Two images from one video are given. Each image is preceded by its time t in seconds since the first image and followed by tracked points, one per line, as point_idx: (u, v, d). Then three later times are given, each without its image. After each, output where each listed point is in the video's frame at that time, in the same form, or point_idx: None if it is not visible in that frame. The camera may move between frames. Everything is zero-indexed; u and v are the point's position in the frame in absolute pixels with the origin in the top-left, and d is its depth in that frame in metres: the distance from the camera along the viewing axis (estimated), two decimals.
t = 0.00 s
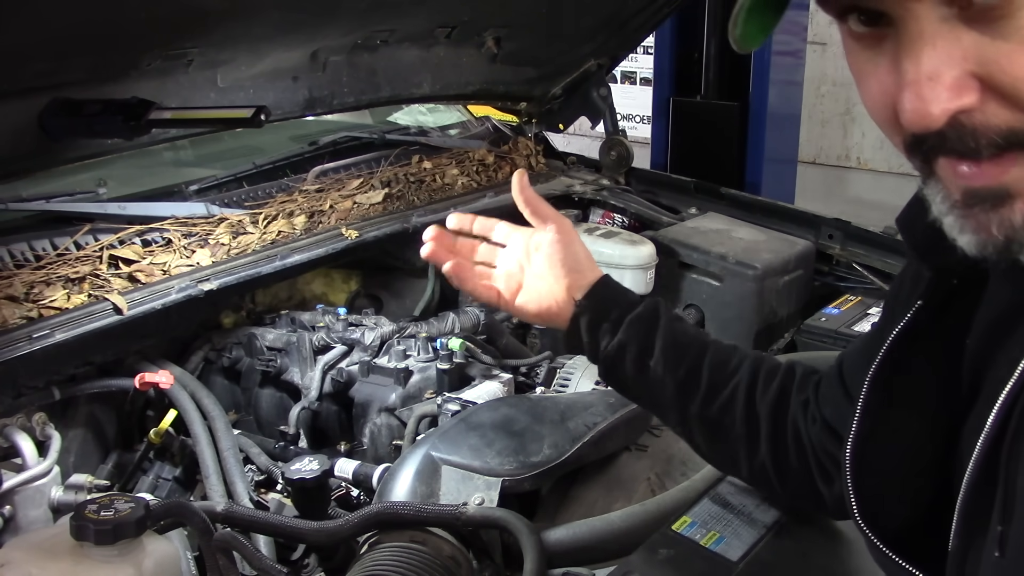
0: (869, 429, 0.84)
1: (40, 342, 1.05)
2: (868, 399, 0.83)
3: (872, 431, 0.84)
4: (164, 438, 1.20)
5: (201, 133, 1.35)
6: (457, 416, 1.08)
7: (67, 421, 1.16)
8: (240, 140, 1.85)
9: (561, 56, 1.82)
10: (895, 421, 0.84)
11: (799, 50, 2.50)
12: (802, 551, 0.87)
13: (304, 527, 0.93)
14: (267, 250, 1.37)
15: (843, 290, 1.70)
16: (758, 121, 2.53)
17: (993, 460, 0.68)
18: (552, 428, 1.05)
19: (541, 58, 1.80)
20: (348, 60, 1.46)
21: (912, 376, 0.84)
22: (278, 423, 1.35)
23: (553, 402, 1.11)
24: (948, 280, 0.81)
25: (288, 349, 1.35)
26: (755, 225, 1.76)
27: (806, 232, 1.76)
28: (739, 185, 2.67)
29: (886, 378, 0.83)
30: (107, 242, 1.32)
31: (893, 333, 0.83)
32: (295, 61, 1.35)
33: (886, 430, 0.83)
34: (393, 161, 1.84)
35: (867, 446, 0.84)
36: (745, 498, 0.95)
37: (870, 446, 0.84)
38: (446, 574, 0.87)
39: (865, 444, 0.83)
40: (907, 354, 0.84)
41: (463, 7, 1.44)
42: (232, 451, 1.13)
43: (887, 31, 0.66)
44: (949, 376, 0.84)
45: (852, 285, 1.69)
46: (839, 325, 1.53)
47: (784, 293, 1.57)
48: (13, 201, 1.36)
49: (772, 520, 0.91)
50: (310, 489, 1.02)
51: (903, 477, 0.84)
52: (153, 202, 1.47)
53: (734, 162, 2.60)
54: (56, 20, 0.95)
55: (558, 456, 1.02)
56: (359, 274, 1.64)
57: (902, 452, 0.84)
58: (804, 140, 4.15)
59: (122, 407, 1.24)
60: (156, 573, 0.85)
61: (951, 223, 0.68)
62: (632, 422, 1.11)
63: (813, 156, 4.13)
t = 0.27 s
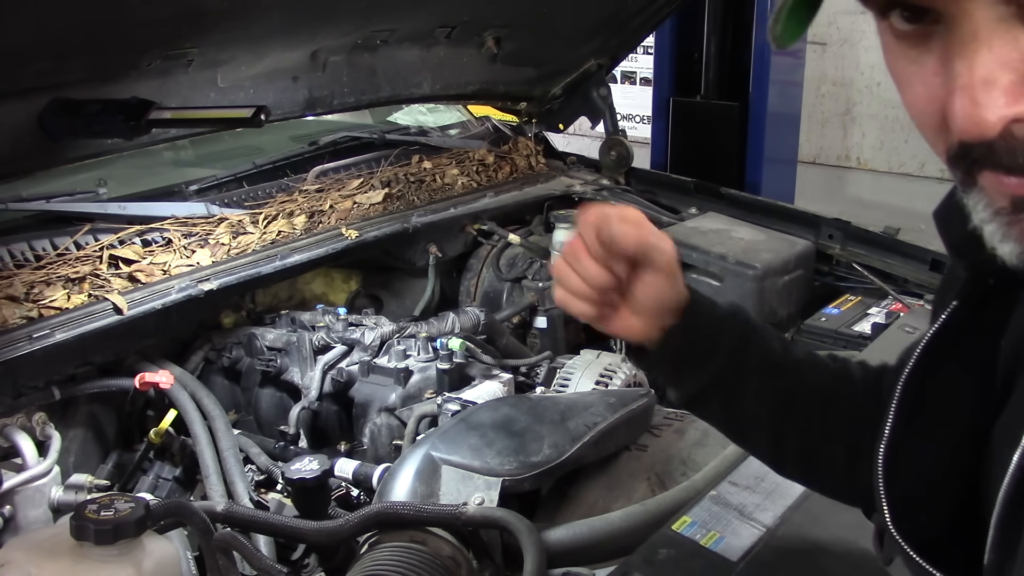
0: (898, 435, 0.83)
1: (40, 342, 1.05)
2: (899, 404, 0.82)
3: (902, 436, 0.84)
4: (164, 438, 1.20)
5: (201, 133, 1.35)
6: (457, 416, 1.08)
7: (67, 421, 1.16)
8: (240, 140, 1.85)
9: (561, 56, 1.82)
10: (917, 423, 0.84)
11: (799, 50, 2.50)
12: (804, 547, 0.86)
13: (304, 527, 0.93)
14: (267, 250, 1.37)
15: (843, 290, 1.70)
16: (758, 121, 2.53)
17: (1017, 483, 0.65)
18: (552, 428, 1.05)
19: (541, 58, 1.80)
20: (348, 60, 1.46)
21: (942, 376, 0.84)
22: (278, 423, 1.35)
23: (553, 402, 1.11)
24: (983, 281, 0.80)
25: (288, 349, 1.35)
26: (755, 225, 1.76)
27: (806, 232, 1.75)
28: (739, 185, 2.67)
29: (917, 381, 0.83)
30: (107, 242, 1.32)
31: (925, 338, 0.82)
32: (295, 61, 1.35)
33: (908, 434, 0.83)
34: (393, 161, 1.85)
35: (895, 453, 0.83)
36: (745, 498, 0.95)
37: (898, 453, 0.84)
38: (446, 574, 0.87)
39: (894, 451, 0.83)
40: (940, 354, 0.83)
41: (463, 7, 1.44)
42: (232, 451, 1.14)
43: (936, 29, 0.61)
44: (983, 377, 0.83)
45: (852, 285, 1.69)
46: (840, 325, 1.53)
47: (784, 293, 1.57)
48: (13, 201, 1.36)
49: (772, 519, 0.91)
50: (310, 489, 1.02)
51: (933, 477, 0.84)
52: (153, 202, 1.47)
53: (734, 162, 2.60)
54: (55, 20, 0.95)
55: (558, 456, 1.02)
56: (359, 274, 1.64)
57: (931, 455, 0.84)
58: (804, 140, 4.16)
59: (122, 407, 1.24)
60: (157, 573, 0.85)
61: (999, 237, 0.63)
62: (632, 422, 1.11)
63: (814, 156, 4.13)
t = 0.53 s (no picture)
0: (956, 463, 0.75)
1: (40, 342, 1.05)
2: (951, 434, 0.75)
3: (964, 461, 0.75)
4: (164, 438, 1.20)
5: (201, 133, 1.35)
6: (457, 416, 1.08)
7: (67, 421, 1.16)
8: (240, 140, 1.85)
9: (561, 56, 1.82)
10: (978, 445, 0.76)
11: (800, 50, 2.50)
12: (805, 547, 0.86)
13: (304, 527, 0.93)
14: (267, 250, 1.37)
15: (843, 290, 1.70)
16: (758, 122, 2.53)
17: None
18: (553, 428, 1.05)
19: (541, 58, 1.80)
20: (348, 60, 1.46)
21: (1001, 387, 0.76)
22: (278, 424, 1.35)
23: (553, 402, 1.11)
24: None
25: (288, 349, 1.34)
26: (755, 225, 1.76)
27: (806, 232, 1.76)
28: (739, 185, 2.67)
29: (971, 403, 0.75)
30: (107, 242, 1.32)
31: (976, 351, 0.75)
32: (295, 61, 1.35)
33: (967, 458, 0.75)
34: (393, 161, 1.85)
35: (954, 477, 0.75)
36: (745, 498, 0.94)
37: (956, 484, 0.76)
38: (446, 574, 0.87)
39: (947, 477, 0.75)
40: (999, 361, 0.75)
41: (463, 6, 1.44)
42: (232, 452, 1.13)
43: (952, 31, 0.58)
44: None
45: (852, 285, 1.69)
46: (840, 325, 1.53)
47: (784, 293, 1.57)
48: (13, 201, 1.36)
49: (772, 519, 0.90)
50: (310, 490, 1.02)
51: (988, 506, 0.76)
52: (153, 202, 1.47)
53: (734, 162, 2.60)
54: (56, 20, 0.95)
55: (558, 456, 1.01)
56: (359, 274, 1.64)
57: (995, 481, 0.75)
58: (804, 140, 4.16)
59: (122, 407, 1.24)
60: (157, 573, 0.85)
61: None
62: (632, 422, 1.11)
63: (813, 156, 4.13)
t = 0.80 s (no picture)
0: None
1: (40, 342, 1.05)
2: None
3: None
4: (164, 438, 1.20)
5: (201, 133, 1.35)
6: (457, 416, 1.08)
7: (67, 421, 1.16)
8: (240, 140, 1.85)
9: (561, 56, 1.82)
10: None
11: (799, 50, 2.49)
12: (805, 546, 0.85)
13: (304, 527, 0.93)
14: (268, 250, 1.37)
15: (843, 290, 1.70)
16: (758, 121, 2.52)
17: None
18: (552, 428, 1.05)
19: (541, 58, 1.80)
20: (348, 60, 1.46)
21: None
22: (278, 424, 1.35)
23: (553, 402, 1.11)
24: None
25: (288, 349, 1.34)
26: (755, 225, 1.76)
27: (806, 232, 1.76)
28: (739, 185, 2.67)
29: None
30: (107, 242, 1.32)
31: None
32: (295, 61, 1.35)
33: None
34: (393, 161, 1.85)
35: None
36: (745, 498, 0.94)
37: None
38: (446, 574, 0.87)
39: None
40: None
41: (463, 7, 1.44)
42: (232, 452, 1.14)
43: (964, 21, 0.57)
44: None
45: (852, 285, 1.68)
46: (840, 325, 1.53)
47: (784, 293, 1.57)
48: (13, 201, 1.36)
49: (772, 519, 0.90)
50: (310, 489, 1.02)
51: None
52: (153, 202, 1.47)
53: (733, 163, 2.60)
54: (56, 20, 0.95)
55: (558, 456, 1.01)
56: (359, 274, 1.64)
57: None
58: (804, 140, 4.06)
59: (122, 407, 1.24)
60: (157, 573, 0.85)
61: None
62: (632, 422, 1.11)
63: (813, 156, 4.04)
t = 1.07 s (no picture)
0: None
1: (40, 342, 1.05)
2: None
3: None
4: (164, 438, 1.20)
5: (201, 133, 1.35)
6: (457, 416, 1.08)
7: (67, 421, 1.16)
8: (240, 140, 1.85)
9: (561, 56, 1.82)
10: None
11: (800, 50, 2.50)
12: (805, 546, 0.85)
13: (305, 527, 0.93)
14: (267, 250, 1.37)
15: (843, 290, 1.69)
16: (758, 121, 2.52)
17: None
18: (552, 428, 1.05)
19: (541, 58, 1.80)
20: (348, 60, 1.46)
21: None
22: (278, 423, 1.35)
23: (553, 402, 1.11)
24: None
25: (288, 349, 1.34)
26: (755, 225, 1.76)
27: (806, 232, 1.76)
28: (739, 185, 2.67)
29: None
30: (107, 242, 1.32)
31: None
32: (295, 61, 1.35)
33: None
34: (393, 161, 1.85)
35: None
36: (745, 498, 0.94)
37: None
38: (446, 574, 0.87)
39: None
40: None
41: (463, 7, 1.44)
42: (232, 451, 1.14)
43: (1008, 12, 0.59)
44: None
45: (853, 285, 1.68)
46: (840, 325, 1.53)
47: (784, 293, 1.57)
48: (13, 201, 1.36)
49: (772, 519, 0.90)
50: (310, 489, 1.02)
51: None
52: (153, 202, 1.47)
53: (734, 163, 2.60)
54: (55, 21, 0.95)
55: (558, 456, 1.01)
56: (359, 274, 1.64)
57: None
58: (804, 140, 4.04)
59: (123, 407, 1.24)
60: (157, 573, 0.85)
61: None
62: (632, 422, 1.11)
63: (813, 156, 4.02)
